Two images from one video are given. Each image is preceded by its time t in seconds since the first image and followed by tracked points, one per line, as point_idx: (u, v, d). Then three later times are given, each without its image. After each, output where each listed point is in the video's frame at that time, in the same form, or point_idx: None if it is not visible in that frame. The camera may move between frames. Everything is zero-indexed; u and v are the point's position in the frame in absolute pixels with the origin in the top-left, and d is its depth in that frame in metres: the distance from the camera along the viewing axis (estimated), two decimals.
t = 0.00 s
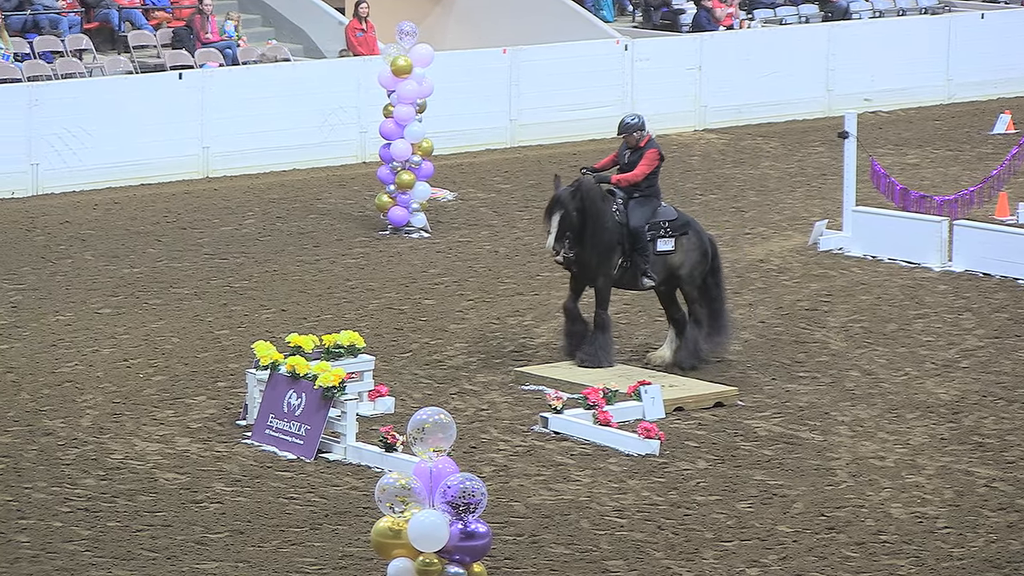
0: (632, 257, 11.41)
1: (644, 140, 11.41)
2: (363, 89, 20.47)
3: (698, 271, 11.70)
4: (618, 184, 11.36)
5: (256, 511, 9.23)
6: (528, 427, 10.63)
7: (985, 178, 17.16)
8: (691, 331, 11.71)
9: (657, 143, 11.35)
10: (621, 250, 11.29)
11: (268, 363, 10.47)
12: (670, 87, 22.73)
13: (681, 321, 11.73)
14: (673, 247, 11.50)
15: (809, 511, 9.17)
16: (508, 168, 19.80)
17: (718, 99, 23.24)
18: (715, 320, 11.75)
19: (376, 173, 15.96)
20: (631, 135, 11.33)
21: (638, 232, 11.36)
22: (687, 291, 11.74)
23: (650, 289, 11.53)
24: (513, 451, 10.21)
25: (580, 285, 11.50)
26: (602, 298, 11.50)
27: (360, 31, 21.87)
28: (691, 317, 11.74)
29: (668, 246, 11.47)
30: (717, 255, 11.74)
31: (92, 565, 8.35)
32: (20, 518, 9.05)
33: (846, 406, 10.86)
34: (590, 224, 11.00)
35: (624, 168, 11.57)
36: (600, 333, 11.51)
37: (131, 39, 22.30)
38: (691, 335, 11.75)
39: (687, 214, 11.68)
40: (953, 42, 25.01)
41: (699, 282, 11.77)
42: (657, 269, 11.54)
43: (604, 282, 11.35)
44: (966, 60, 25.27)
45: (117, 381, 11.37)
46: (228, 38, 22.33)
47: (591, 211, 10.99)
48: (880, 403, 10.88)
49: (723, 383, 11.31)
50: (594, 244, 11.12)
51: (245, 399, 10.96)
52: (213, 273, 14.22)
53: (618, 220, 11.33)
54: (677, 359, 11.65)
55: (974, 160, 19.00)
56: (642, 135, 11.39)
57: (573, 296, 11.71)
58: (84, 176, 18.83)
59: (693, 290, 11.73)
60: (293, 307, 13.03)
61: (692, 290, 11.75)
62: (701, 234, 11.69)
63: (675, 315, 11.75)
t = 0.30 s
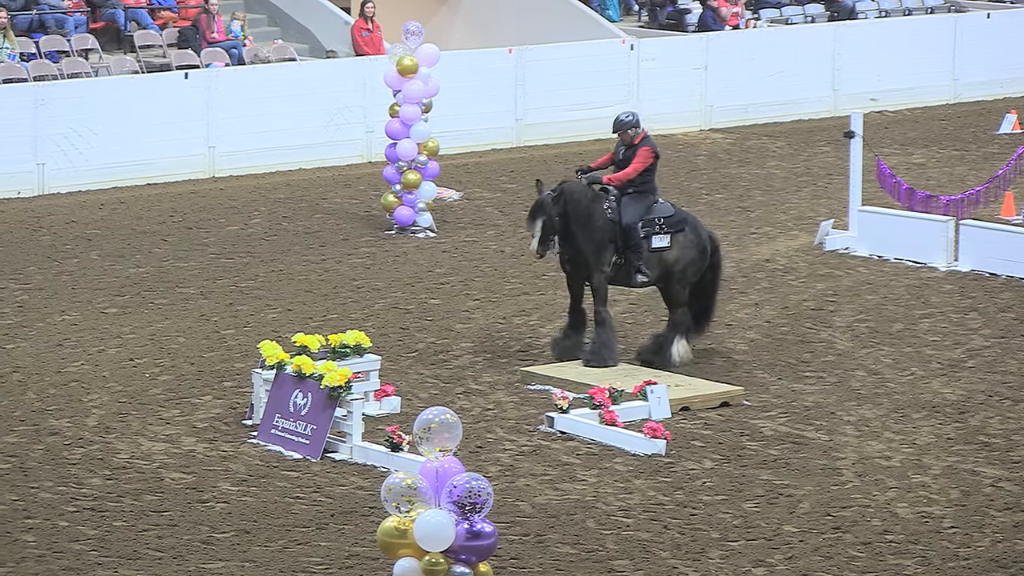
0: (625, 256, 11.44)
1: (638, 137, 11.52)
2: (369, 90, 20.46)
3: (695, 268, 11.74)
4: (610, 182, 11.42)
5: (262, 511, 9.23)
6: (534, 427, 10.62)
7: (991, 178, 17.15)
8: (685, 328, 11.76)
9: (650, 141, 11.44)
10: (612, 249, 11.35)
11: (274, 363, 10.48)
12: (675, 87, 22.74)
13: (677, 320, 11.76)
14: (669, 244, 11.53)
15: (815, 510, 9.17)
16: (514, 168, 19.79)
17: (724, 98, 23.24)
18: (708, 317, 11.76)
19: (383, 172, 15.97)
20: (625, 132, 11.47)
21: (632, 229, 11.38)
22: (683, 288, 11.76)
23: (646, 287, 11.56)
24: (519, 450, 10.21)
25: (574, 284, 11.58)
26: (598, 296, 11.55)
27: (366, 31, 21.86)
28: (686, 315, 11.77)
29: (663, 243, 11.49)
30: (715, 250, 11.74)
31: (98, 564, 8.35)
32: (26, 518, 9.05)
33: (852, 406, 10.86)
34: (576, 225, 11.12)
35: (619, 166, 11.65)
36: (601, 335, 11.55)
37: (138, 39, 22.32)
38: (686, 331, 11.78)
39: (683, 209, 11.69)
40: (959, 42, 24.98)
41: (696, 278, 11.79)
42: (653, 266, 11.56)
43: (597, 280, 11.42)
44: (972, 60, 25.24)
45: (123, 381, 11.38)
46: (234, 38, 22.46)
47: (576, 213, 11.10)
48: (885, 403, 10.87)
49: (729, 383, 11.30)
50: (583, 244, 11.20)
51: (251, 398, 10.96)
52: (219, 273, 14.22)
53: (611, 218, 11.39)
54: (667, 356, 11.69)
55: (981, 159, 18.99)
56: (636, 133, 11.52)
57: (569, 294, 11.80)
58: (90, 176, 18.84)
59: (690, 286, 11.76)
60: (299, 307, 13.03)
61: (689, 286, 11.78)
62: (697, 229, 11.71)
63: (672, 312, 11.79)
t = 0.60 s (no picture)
0: (615, 263, 11.52)
1: (627, 142, 11.52)
2: (381, 90, 20.47)
3: (697, 268, 11.70)
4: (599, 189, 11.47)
5: (273, 510, 9.23)
6: (545, 426, 10.63)
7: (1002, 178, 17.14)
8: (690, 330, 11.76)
9: (639, 146, 11.43)
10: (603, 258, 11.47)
11: (285, 362, 10.45)
12: (686, 86, 22.75)
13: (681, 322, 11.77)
14: (662, 247, 11.58)
15: (826, 510, 9.16)
16: (525, 167, 19.79)
17: (736, 98, 23.23)
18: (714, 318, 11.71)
19: (394, 171, 15.97)
20: (615, 136, 11.51)
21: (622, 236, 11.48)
22: (687, 288, 11.76)
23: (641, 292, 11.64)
24: (531, 449, 10.22)
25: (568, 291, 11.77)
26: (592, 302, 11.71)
27: (378, 30, 21.84)
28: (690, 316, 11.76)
29: (654, 248, 11.54)
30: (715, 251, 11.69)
31: (110, 563, 8.36)
32: (37, 517, 9.06)
33: (863, 405, 10.85)
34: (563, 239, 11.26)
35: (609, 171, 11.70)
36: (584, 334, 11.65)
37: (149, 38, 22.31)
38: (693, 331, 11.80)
39: (678, 212, 11.67)
40: (972, 41, 24.92)
41: (699, 278, 11.78)
42: (647, 270, 11.63)
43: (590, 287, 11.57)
44: (984, 60, 25.22)
45: (135, 380, 11.39)
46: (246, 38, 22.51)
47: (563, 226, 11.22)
48: (897, 403, 10.87)
49: (740, 382, 11.30)
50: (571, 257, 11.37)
51: (262, 397, 10.96)
52: (231, 272, 14.23)
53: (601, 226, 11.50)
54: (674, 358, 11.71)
55: (992, 158, 18.99)
56: (625, 137, 11.53)
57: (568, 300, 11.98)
58: (102, 175, 18.85)
59: (693, 287, 11.75)
60: (311, 306, 13.04)
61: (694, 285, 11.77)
62: (695, 230, 11.67)
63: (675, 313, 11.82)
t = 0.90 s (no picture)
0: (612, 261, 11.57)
1: (615, 140, 11.58)
2: (395, 88, 20.47)
3: (696, 263, 11.68)
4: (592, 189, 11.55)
5: (287, 508, 9.23)
6: (560, 424, 10.64)
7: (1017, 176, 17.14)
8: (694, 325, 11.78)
9: (627, 143, 11.48)
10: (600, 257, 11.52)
11: (300, 360, 10.47)
12: (701, 84, 22.75)
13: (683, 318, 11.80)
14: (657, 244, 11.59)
15: (840, 508, 9.16)
16: (539, 165, 19.79)
17: (751, 96, 23.22)
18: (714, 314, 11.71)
19: (409, 169, 15.95)
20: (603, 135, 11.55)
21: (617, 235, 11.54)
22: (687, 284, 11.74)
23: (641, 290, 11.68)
24: (545, 448, 10.22)
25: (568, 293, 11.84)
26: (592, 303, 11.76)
27: (393, 28, 21.85)
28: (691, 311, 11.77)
29: (649, 244, 11.56)
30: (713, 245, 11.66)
31: (125, 561, 8.37)
32: (52, 515, 9.06)
33: (878, 404, 10.84)
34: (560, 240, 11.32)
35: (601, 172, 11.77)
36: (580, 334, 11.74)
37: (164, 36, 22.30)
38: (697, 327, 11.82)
39: (674, 208, 11.69)
40: (988, 39, 24.83)
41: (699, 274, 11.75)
42: (645, 268, 11.65)
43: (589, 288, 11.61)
44: (998, 59, 25.12)
45: (149, 378, 11.40)
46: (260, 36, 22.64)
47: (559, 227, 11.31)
48: (912, 401, 10.87)
49: (754, 381, 11.30)
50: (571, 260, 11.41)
51: (277, 396, 10.96)
52: (245, 270, 14.24)
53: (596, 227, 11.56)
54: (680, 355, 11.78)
55: (1006, 157, 18.99)
56: (612, 135, 11.58)
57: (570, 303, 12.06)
58: (117, 173, 18.87)
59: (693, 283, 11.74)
60: (325, 304, 13.04)
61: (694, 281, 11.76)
62: (692, 226, 11.65)
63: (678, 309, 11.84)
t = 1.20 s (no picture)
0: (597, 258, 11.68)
1: (603, 141, 11.64)
2: (404, 87, 20.47)
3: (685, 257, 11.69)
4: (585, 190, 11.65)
5: (296, 507, 9.24)
6: (568, 424, 10.64)
7: None
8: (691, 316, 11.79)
9: (613, 146, 11.55)
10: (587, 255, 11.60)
11: (308, 360, 10.43)
12: (710, 83, 22.74)
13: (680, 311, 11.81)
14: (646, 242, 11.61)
15: (849, 508, 9.16)
16: (547, 164, 19.79)
17: (760, 95, 23.21)
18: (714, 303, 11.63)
19: (417, 168, 15.97)
20: (590, 136, 11.62)
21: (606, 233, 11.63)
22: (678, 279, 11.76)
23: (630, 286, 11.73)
24: (554, 447, 10.22)
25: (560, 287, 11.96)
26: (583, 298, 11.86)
27: (402, 27, 21.87)
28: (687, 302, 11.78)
29: (636, 242, 11.57)
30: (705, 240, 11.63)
31: (134, 560, 8.37)
32: (61, 514, 9.06)
33: (887, 403, 10.84)
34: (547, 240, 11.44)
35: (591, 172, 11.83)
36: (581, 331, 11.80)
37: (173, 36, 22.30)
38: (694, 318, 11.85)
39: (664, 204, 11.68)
40: (997, 38, 24.84)
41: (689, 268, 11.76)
42: (634, 265, 11.69)
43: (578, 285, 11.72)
44: (1006, 58, 25.13)
45: (158, 377, 11.40)
46: (269, 35, 22.58)
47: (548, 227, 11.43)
48: (921, 401, 10.87)
49: (762, 380, 11.30)
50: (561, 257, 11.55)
51: (285, 394, 10.95)
52: (254, 269, 14.25)
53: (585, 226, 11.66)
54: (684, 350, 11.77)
55: (1015, 156, 19.00)
56: (599, 137, 11.64)
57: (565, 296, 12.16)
58: (126, 172, 18.88)
59: (686, 276, 11.76)
60: (334, 303, 13.05)
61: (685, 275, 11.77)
62: (680, 222, 11.64)
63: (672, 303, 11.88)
